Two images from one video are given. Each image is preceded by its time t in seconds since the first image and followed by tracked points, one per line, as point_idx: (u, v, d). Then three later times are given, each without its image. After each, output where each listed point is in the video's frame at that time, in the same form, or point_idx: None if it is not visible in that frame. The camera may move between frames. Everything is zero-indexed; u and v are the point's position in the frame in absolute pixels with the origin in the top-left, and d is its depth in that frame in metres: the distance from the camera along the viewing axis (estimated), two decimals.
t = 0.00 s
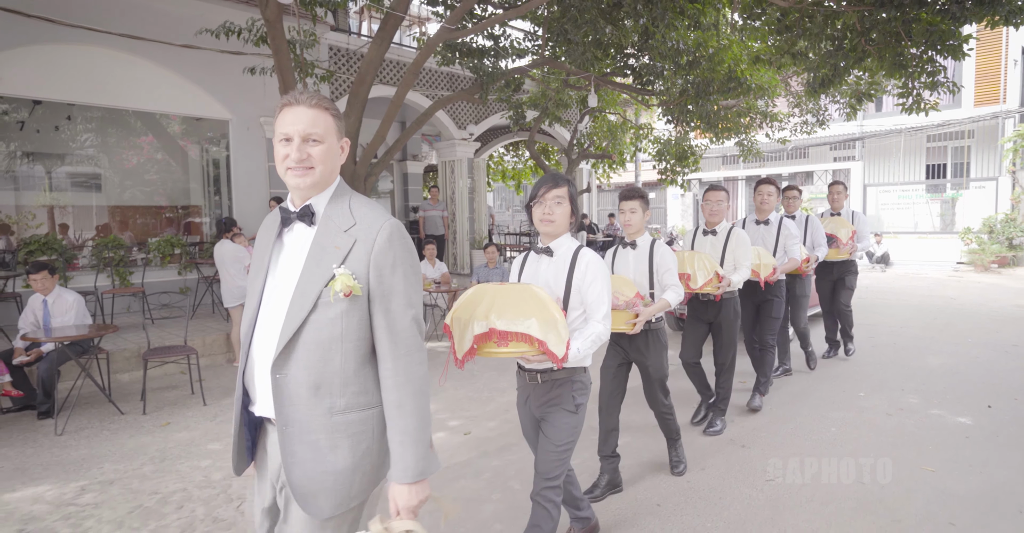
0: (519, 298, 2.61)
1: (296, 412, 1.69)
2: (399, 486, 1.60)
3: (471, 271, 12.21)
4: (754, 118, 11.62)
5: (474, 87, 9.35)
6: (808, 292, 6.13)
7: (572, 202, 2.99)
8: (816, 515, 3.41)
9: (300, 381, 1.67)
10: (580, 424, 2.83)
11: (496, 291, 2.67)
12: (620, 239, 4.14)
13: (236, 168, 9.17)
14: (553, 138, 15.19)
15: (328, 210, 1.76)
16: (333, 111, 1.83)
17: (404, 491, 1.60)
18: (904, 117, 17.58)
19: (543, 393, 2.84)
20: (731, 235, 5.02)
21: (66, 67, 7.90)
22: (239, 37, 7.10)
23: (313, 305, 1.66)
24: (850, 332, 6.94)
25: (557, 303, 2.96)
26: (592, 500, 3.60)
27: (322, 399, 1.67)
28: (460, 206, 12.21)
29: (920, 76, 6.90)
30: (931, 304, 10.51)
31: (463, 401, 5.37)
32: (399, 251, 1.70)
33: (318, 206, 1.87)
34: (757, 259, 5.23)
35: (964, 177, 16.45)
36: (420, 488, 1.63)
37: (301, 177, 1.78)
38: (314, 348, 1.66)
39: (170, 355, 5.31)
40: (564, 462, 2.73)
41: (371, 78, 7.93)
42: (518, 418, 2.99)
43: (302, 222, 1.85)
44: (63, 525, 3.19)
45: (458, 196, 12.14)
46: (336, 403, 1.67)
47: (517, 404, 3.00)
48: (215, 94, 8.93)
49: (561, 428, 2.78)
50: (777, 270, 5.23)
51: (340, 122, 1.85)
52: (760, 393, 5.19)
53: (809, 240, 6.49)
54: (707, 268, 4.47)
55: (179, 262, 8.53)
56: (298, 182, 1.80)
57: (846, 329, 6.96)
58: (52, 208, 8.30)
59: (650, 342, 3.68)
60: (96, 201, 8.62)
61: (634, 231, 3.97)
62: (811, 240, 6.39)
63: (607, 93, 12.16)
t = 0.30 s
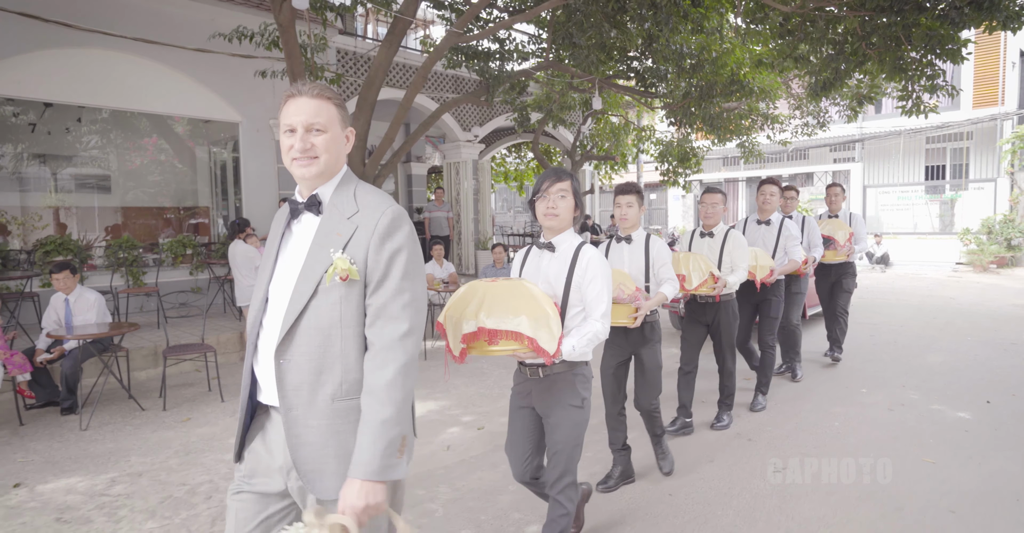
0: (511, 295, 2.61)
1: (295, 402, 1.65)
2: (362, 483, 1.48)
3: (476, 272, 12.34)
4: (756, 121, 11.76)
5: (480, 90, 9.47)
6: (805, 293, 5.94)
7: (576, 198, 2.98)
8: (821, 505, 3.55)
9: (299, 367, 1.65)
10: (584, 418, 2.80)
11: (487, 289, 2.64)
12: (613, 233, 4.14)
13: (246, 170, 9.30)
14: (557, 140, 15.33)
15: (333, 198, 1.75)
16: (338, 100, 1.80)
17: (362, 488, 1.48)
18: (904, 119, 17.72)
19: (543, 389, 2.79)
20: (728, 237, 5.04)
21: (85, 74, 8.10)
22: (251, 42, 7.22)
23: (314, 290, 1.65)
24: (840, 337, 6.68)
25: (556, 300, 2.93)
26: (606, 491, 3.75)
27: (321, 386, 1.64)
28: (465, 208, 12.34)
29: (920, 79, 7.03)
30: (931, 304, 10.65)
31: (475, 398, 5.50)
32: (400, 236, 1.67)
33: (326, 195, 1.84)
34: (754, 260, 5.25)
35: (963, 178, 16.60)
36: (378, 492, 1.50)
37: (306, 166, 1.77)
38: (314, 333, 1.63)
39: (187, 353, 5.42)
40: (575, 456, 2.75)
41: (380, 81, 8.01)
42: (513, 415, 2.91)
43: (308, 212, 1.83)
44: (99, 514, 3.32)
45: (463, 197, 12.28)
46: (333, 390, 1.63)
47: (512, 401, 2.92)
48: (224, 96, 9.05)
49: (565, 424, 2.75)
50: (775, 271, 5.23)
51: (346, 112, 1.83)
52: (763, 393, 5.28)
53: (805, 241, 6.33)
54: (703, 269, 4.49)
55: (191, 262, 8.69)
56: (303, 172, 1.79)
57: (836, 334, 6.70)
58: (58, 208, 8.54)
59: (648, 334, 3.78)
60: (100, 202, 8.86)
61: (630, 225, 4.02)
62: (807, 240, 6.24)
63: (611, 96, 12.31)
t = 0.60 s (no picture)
0: (511, 290, 2.68)
1: (304, 410, 1.65)
2: (326, 470, 1.45)
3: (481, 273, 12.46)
4: (757, 124, 11.90)
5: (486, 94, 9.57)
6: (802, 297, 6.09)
7: (577, 196, 3.00)
8: (827, 496, 3.69)
9: (307, 373, 1.66)
10: (590, 419, 2.80)
11: (488, 283, 2.72)
12: (614, 235, 4.16)
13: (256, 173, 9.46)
14: (559, 142, 15.48)
15: (340, 205, 1.78)
16: (340, 107, 1.79)
17: (325, 477, 1.44)
18: (903, 121, 17.87)
19: (550, 385, 2.78)
20: (723, 241, 5.06)
21: (102, 78, 8.25)
22: (265, 47, 7.36)
23: (322, 297, 1.67)
24: (836, 341, 6.74)
25: (560, 299, 2.93)
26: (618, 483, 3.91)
27: (330, 392, 1.65)
28: (470, 209, 12.47)
29: (920, 82, 7.14)
30: (931, 305, 10.78)
31: (485, 396, 5.61)
32: (404, 242, 1.71)
33: (331, 202, 1.85)
34: (750, 259, 5.36)
35: (962, 180, 16.75)
36: (343, 487, 1.46)
37: (308, 173, 1.77)
38: (323, 339, 1.65)
39: (204, 352, 5.54)
40: (578, 457, 2.74)
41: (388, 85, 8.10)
42: (513, 408, 2.88)
43: (314, 219, 1.84)
44: (130, 506, 3.43)
45: (467, 199, 12.41)
46: (341, 395, 1.64)
47: (514, 393, 2.90)
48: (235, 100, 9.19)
49: (573, 425, 2.74)
50: (772, 270, 5.31)
51: (348, 118, 1.82)
52: (768, 391, 5.41)
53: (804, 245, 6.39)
54: (698, 272, 4.59)
55: (202, 263, 8.83)
56: (305, 178, 1.79)
57: (832, 339, 6.76)
58: (64, 211, 8.50)
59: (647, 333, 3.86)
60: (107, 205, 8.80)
61: (630, 228, 4.10)
62: (807, 242, 6.33)
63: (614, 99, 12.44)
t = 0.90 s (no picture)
0: (511, 295, 2.67)
1: (308, 428, 1.70)
2: (324, 475, 1.50)
3: (485, 274, 12.57)
4: (759, 126, 12.04)
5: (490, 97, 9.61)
6: (800, 299, 6.23)
7: (572, 200, 2.96)
8: (832, 489, 3.83)
9: (310, 392, 1.69)
10: (592, 421, 2.79)
11: (488, 287, 2.72)
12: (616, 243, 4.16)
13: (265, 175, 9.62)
14: (563, 144, 15.64)
15: (334, 221, 1.79)
16: (327, 123, 1.80)
17: (324, 481, 1.50)
18: (903, 123, 18.03)
19: (549, 391, 2.75)
20: (717, 242, 5.11)
21: (115, 82, 8.40)
22: (276, 51, 7.50)
23: (321, 315, 1.70)
24: (837, 341, 6.88)
25: (560, 304, 2.91)
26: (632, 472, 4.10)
27: (334, 409, 1.69)
28: (475, 210, 12.60)
29: (920, 86, 7.24)
30: (931, 305, 10.92)
31: (495, 394, 5.74)
32: (401, 258, 1.74)
33: (324, 217, 1.87)
34: (745, 261, 5.39)
35: (962, 181, 16.89)
36: (340, 493, 1.51)
37: (297, 193, 1.79)
38: (324, 358, 1.68)
39: (222, 351, 5.67)
40: (583, 459, 2.75)
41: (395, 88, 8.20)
42: (513, 413, 2.84)
43: (309, 235, 1.86)
44: (161, 497, 3.57)
45: (472, 200, 12.55)
46: (344, 412, 1.68)
47: (515, 397, 2.86)
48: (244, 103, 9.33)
49: (576, 430, 2.73)
50: (768, 271, 5.36)
51: (336, 134, 1.83)
52: (773, 387, 5.54)
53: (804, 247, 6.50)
54: (695, 272, 4.64)
55: (213, 263, 8.97)
56: (295, 197, 1.81)
57: (834, 338, 6.89)
58: (71, 212, 8.60)
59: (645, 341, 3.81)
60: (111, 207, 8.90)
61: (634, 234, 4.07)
62: (807, 244, 6.46)
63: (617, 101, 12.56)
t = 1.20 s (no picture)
0: (506, 300, 2.64)
1: (299, 425, 1.69)
2: (358, 489, 1.53)
3: (490, 274, 12.68)
4: (760, 127, 12.18)
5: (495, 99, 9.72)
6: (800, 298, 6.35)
7: (561, 206, 2.91)
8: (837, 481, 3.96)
9: (301, 389, 1.69)
10: (586, 427, 2.74)
11: (483, 292, 2.70)
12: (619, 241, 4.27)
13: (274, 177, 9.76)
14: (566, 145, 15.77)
15: (317, 219, 1.80)
16: (305, 120, 1.82)
17: (357, 497, 1.53)
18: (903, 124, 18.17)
19: (543, 399, 2.71)
20: (712, 240, 5.22)
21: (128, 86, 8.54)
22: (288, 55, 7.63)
23: (310, 312, 1.70)
24: (838, 340, 7.01)
25: (553, 309, 2.83)
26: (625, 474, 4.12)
27: (326, 406, 1.69)
28: (479, 211, 12.71)
29: (918, 88, 7.37)
30: (931, 304, 11.04)
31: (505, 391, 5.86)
32: (388, 253, 1.76)
33: (306, 215, 1.87)
34: (740, 264, 5.45)
35: (961, 182, 16.99)
36: (375, 498, 1.56)
37: (274, 191, 1.81)
38: (316, 354, 1.68)
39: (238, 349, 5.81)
40: (579, 466, 2.71)
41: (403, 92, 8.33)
42: (507, 422, 2.79)
43: (291, 234, 1.86)
44: (186, 488, 3.69)
45: (476, 201, 12.66)
46: (337, 409, 1.69)
47: (508, 407, 2.81)
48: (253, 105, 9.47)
49: (569, 437, 2.69)
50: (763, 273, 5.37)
51: (314, 130, 1.85)
52: (775, 384, 5.67)
53: (803, 246, 6.66)
54: (694, 271, 4.70)
55: (223, 264, 9.10)
56: (273, 196, 1.83)
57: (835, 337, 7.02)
58: (76, 213, 9.00)
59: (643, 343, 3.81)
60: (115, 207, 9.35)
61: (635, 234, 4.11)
62: (805, 244, 6.59)
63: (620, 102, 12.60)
